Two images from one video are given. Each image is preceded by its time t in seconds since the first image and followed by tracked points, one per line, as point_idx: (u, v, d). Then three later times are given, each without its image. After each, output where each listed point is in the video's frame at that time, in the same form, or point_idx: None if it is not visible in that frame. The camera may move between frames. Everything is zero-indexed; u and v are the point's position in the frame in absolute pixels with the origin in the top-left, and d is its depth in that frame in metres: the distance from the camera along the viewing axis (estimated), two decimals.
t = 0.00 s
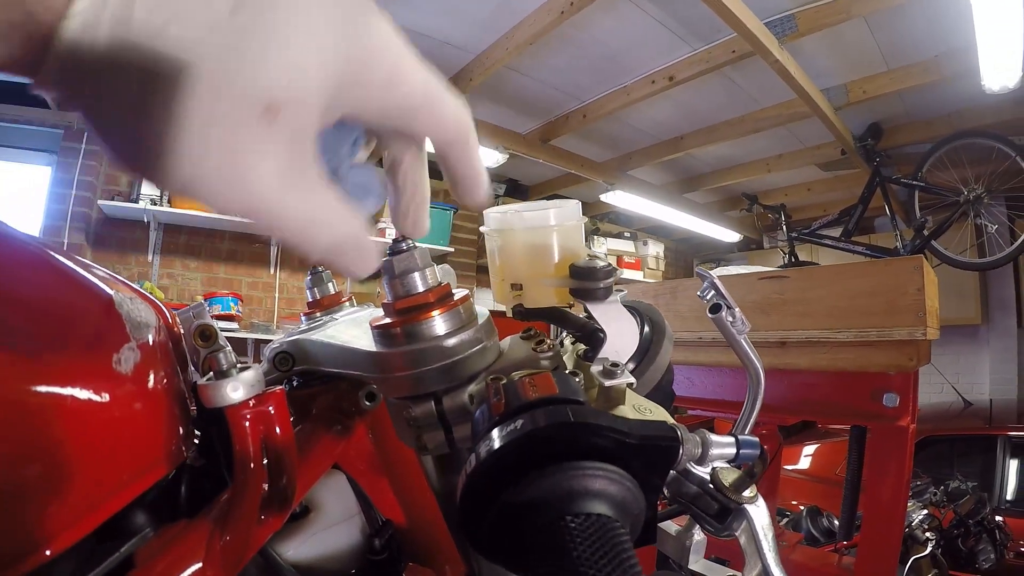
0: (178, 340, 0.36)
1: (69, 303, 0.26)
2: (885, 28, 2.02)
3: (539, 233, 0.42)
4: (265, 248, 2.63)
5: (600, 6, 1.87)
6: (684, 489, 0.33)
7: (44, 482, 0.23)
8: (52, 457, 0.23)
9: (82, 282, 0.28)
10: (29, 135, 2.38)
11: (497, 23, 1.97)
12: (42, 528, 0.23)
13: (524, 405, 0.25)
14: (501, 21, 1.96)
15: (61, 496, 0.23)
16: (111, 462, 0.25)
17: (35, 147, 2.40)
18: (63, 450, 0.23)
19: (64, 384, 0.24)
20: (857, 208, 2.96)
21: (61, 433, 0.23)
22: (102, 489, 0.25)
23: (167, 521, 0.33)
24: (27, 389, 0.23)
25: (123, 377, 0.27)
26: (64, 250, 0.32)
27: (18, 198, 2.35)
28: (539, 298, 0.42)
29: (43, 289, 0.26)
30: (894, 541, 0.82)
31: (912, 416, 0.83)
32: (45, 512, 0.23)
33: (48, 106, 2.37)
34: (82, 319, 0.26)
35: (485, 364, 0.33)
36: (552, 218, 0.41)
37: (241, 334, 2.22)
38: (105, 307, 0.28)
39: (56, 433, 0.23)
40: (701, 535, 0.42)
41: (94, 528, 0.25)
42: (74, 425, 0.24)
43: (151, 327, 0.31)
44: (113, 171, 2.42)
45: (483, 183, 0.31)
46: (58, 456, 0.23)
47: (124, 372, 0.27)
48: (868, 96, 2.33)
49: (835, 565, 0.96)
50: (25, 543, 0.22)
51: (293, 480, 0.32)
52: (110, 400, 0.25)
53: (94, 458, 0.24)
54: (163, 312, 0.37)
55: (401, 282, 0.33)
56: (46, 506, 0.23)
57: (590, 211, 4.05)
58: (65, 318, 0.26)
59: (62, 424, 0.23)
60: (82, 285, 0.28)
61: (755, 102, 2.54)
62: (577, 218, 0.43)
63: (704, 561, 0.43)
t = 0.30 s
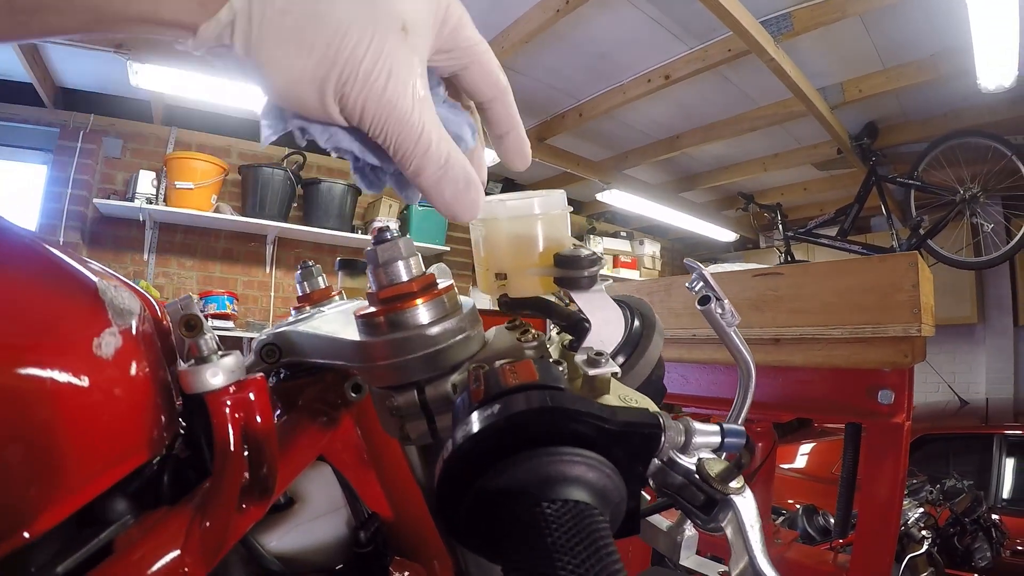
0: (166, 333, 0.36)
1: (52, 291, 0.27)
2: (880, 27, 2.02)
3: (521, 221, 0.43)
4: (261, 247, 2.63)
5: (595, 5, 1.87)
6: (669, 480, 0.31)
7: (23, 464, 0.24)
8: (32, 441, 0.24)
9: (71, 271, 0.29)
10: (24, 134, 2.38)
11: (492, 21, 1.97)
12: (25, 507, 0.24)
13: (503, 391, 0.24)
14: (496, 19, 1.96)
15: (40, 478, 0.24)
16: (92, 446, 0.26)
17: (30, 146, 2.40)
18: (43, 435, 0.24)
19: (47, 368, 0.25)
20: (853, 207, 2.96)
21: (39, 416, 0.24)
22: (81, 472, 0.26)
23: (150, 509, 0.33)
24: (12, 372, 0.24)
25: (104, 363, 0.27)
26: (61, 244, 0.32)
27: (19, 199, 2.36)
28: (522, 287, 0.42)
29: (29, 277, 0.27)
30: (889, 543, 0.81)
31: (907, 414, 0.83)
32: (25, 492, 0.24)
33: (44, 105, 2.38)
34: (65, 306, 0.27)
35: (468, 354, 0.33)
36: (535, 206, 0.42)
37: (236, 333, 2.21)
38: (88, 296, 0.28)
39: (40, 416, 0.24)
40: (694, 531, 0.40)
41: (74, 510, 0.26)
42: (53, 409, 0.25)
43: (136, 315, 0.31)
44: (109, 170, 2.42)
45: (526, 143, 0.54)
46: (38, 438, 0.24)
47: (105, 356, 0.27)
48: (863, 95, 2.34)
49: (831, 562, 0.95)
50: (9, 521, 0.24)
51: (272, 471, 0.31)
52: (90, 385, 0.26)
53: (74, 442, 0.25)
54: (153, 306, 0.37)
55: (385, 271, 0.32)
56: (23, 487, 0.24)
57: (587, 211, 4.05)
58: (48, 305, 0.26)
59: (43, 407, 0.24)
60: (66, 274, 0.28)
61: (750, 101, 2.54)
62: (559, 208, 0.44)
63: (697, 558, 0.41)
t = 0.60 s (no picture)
0: (158, 326, 0.36)
1: (39, 278, 0.26)
2: (878, 26, 2.02)
3: (519, 210, 0.44)
4: (257, 245, 2.61)
5: (593, 4, 1.87)
6: (668, 474, 0.30)
7: (9, 451, 0.23)
8: (17, 427, 0.23)
9: (62, 260, 0.28)
10: (20, 131, 2.37)
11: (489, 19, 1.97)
12: (10, 495, 0.23)
13: (496, 380, 0.24)
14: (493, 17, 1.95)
15: (24, 466, 0.24)
16: (78, 435, 0.25)
17: (26, 143, 2.39)
18: (29, 421, 0.24)
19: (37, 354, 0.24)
20: (850, 206, 2.96)
21: (22, 404, 0.24)
22: (65, 460, 0.25)
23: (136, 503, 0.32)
24: None
25: (92, 351, 0.27)
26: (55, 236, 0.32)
27: (15, 198, 2.35)
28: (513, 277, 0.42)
29: (18, 264, 0.26)
30: (887, 546, 0.81)
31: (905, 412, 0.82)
32: (11, 480, 0.23)
33: (40, 102, 2.38)
34: (53, 294, 0.26)
35: (462, 345, 0.32)
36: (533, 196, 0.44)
37: (232, 332, 2.19)
38: (76, 282, 0.28)
39: (27, 403, 0.24)
40: (690, 527, 0.40)
41: (58, 502, 0.25)
42: (40, 395, 0.24)
43: (124, 304, 0.30)
44: (104, 168, 2.40)
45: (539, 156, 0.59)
46: (25, 425, 0.24)
47: (92, 344, 0.27)
48: (860, 94, 2.34)
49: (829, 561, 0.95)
50: None
51: (262, 464, 0.31)
52: (77, 372, 0.26)
53: (61, 430, 0.25)
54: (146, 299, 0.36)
55: (378, 260, 0.32)
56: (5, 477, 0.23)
57: (583, 210, 4.05)
58: (36, 293, 0.26)
59: (28, 393, 0.24)
60: (55, 261, 0.28)
61: (747, 100, 2.54)
62: (556, 198, 0.44)
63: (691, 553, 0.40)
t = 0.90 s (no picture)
0: (149, 332, 0.35)
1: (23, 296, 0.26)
2: (874, 27, 2.03)
3: (510, 220, 0.45)
4: (252, 245, 2.60)
5: (588, 4, 1.87)
6: (661, 485, 0.30)
7: None
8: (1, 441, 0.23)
9: (46, 268, 0.28)
10: (13, 131, 2.36)
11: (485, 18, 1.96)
12: None
13: (487, 393, 0.23)
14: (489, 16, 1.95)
15: (9, 480, 0.23)
16: (64, 447, 0.25)
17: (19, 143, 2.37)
18: (10, 434, 0.23)
19: (23, 367, 0.24)
20: (845, 207, 2.97)
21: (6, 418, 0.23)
22: (52, 474, 0.24)
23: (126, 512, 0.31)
24: None
25: (77, 362, 0.26)
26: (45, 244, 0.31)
27: (8, 198, 2.33)
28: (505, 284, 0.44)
29: None
30: (883, 549, 0.81)
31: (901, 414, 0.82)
32: None
33: (34, 101, 2.36)
34: (39, 302, 0.26)
35: (454, 353, 0.32)
36: (523, 206, 0.46)
37: (227, 333, 2.18)
38: (61, 292, 0.27)
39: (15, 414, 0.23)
40: (685, 533, 0.39)
41: (45, 514, 0.25)
42: (27, 406, 0.24)
43: (111, 312, 0.30)
44: (98, 167, 2.39)
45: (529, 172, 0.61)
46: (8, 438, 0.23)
47: (78, 354, 0.26)
48: (856, 95, 2.34)
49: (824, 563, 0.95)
50: None
51: (252, 474, 0.30)
52: (64, 384, 0.25)
53: (45, 443, 0.24)
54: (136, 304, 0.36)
55: (368, 268, 0.31)
56: None
57: (580, 210, 4.04)
58: (21, 304, 0.25)
59: (12, 406, 0.23)
60: (40, 270, 0.27)
61: (743, 100, 2.54)
62: (545, 211, 0.45)
63: (689, 560, 0.40)
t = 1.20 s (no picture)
0: (150, 333, 0.35)
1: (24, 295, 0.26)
2: (876, 27, 2.02)
3: (510, 221, 0.45)
4: (254, 245, 2.61)
5: (590, 4, 1.87)
6: (662, 488, 0.30)
7: None
8: None
9: (46, 271, 0.28)
10: (15, 131, 2.36)
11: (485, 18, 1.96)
12: None
13: (486, 396, 0.23)
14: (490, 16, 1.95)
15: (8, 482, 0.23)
16: (63, 449, 0.25)
17: (21, 144, 2.38)
18: (7, 437, 0.23)
19: (21, 369, 0.24)
20: (848, 207, 2.96)
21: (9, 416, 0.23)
22: (51, 476, 0.24)
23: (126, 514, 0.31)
24: None
25: (76, 364, 0.26)
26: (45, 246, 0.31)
27: (12, 198, 2.34)
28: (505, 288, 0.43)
29: None
30: (885, 549, 0.81)
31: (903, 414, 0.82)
32: None
33: (36, 101, 2.37)
34: (39, 304, 0.26)
35: (455, 355, 0.32)
36: (523, 207, 0.45)
37: (229, 333, 2.19)
38: (61, 294, 0.27)
39: (19, 414, 0.24)
40: (687, 534, 0.39)
41: (45, 517, 0.25)
42: (30, 408, 0.24)
43: (110, 314, 0.30)
44: (100, 168, 2.39)
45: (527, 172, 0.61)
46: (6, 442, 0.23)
47: (77, 356, 0.26)
48: (859, 95, 2.33)
49: (827, 563, 0.95)
50: None
51: (251, 476, 0.30)
52: (63, 386, 0.25)
53: (43, 445, 0.24)
54: (138, 306, 0.36)
55: (368, 269, 0.31)
56: None
57: (581, 210, 4.04)
58: (21, 306, 0.25)
59: (12, 409, 0.23)
60: (40, 273, 0.27)
61: (745, 100, 2.54)
62: (546, 214, 0.45)
63: (690, 560, 0.40)
